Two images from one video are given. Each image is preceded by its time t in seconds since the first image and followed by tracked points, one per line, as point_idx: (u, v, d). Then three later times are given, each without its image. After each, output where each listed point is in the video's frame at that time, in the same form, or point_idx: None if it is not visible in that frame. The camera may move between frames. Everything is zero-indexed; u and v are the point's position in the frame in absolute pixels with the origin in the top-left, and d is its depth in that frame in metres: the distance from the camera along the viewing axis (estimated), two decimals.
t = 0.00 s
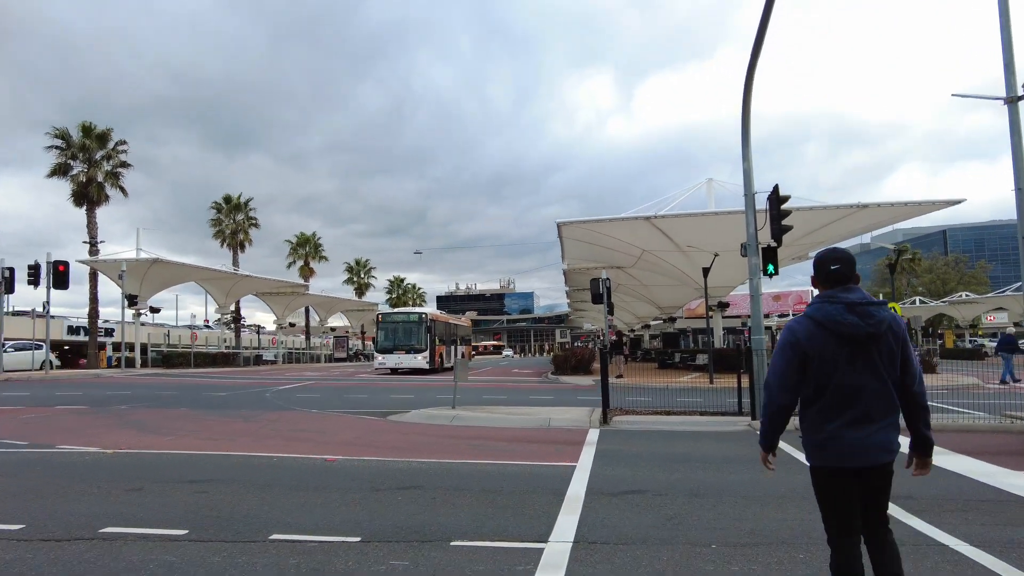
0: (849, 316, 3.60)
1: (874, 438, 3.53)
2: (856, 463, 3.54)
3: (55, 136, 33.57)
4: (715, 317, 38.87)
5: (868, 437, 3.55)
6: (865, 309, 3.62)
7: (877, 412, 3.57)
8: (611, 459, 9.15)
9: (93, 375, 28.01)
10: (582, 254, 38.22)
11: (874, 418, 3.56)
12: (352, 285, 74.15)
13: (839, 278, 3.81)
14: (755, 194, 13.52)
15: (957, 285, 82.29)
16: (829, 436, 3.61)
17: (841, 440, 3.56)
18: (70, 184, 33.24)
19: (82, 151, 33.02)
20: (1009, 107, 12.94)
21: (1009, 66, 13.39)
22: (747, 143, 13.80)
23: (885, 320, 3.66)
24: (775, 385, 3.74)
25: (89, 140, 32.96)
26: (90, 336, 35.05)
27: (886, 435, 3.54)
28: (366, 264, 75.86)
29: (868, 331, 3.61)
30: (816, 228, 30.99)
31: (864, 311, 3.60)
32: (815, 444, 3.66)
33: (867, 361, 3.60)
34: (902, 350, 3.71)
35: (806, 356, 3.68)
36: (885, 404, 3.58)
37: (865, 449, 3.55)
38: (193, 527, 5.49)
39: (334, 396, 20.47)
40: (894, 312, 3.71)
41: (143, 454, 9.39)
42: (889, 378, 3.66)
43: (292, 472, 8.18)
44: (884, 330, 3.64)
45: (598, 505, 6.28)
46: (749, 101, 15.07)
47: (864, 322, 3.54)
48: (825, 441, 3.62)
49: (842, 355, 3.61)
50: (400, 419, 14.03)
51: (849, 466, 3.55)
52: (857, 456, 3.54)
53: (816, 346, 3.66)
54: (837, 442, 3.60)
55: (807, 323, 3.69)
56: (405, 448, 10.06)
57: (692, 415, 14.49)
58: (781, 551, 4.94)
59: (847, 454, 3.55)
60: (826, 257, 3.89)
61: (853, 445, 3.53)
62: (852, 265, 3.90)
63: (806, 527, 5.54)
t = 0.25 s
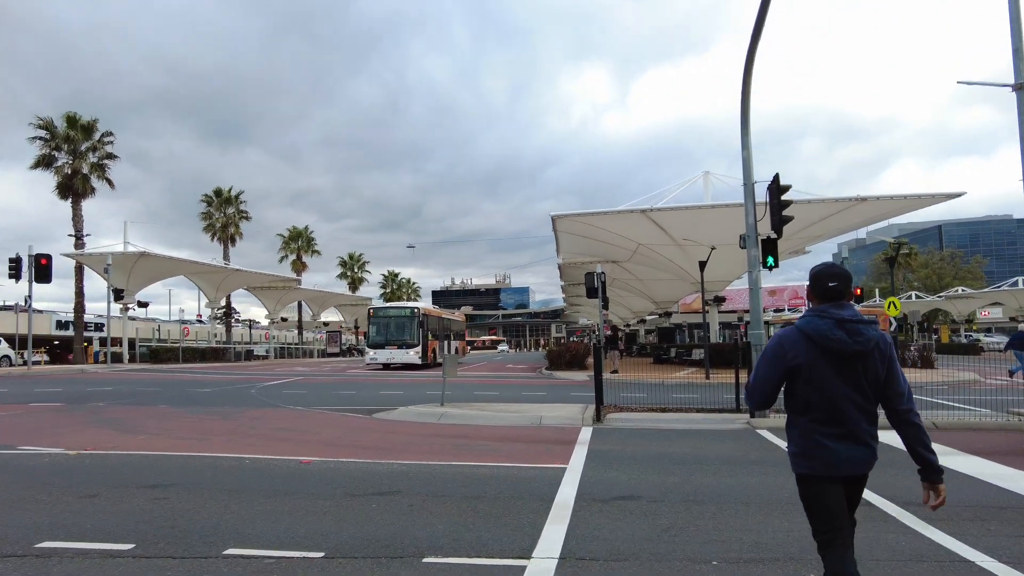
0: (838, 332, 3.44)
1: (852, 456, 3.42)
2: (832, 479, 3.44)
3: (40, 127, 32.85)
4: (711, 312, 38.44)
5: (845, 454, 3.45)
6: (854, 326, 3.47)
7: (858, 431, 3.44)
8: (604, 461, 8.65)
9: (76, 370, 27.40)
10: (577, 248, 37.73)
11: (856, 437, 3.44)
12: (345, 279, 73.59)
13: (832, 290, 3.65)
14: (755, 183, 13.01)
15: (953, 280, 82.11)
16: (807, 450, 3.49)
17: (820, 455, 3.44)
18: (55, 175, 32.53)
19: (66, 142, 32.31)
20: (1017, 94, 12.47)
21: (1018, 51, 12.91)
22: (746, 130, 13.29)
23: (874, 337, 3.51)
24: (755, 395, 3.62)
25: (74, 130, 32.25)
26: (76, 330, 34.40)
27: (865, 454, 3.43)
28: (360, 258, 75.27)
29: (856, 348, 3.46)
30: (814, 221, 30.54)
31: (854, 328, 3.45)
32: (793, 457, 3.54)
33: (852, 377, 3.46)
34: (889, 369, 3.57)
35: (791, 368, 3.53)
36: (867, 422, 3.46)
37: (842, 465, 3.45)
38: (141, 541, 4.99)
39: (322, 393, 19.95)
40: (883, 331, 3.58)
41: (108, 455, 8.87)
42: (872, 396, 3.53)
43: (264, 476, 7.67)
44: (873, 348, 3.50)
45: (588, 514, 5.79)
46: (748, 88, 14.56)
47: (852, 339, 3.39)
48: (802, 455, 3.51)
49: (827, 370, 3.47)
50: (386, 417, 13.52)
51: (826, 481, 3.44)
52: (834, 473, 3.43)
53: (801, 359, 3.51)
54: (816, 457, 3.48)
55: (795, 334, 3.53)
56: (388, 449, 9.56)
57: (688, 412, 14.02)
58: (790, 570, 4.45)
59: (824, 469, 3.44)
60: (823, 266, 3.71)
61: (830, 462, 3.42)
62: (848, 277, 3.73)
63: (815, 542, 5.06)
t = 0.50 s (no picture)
0: (836, 303, 3.69)
1: (846, 424, 3.66)
2: (827, 446, 3.67)
3: (20, 112, 32.00)
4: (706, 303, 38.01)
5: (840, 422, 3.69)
6: (853, 298, 3.72)
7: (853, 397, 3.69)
8: (598, 458, 8.16)
9: (58, 362, 26.70)
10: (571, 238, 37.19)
11: (849, 406, 3.67)
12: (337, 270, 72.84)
13: (828, 266, 3.90)
14: (756, 166, 12.47)
15: (947, 271, 81.93)
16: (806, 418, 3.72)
17: (816, 422, 3.68)
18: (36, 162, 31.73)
19: (48, 128, 31.49)
20: None
21: None
22: (747, 111, 12.76)
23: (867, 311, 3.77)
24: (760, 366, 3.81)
25: (55, 116, 31.44)
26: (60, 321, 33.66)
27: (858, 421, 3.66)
28: (352, 249, 74.51)
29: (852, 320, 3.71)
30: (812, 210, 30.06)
31: (850, 301, 3.70)
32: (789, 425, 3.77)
33: (848, 348, 3.70)
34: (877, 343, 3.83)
35: (792, 338, 3.75)
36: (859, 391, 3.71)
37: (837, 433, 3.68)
38: (82, 553, 4.47)
39: (309, 385, 19.42)
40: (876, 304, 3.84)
41: (70, 452, 8.30)
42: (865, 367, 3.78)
43: (234, 475, 7.14)
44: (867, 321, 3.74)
45: (581, 520, 5.30)
46: (749, 68, 14.02)
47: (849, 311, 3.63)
48: (799, 425, 3.74)
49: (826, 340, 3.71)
50: (372, 410, 13.01)
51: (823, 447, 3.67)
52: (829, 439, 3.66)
53: (802, 330, 3.74)
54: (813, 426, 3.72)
55: (797, 307, 3.75)
56: (370, 445, 9.05)
57: (684, 404, 13.55)
58: None
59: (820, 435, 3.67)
60: (820, 244, 3.95)
61: (828, 430, 3.64)
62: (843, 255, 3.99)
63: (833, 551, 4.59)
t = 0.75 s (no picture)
0: (823, 334, 3.52)
1: (844, 458, 3.50)
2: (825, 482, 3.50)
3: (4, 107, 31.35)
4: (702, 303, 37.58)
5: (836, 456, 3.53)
6: (838, 328, 3.56)
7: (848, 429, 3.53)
8: (594, 470, 7.67)
9: (41, 362, 26.05)
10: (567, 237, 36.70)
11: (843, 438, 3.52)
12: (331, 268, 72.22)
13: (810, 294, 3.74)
14: (758, 162, 11.99)
15: (943, 271, 81.76)
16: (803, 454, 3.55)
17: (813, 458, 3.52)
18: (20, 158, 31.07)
19: (32, 123, 30.85)
20: None
21: None
22: (749, 104, 12.26)
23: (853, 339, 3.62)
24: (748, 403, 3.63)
25: (40, 110, 30.80)
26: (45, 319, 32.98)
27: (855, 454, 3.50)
28: (345, 247, 73.91)
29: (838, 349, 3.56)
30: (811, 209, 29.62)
31: (836, 330, 3.54)
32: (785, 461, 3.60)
33: (838, 379, 3.55)
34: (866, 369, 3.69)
35: (780, 373, 3.57)
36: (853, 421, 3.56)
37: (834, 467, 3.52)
38: None
39: (297, 387, 18.88)
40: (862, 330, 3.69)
41: (28, 463, 7.76)
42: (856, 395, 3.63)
43: (200, 491, 6.62)
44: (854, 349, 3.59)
45: (575, 547, 4.79)
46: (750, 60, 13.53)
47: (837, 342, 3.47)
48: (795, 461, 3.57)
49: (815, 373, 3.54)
50: (357, 416, 12.49)
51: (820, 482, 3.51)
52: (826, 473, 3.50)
53: (792, 365, 3.55)
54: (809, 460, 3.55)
55: (783, 340, 3.58)
56: (352, 454, 8.53)
57: (682, 409, 13.08)
58: None
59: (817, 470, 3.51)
60: (799, 273, 3.80)
61: (822, 464, 3.48)
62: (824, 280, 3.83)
63: None
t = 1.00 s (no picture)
0: (813, 316, 3.92)
1: (830, 427, 3.88)
2: (813, 450, 3.88)
3: None
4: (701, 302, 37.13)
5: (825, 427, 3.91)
6: (830, 311, 3.93)
7: (834, 403, 3.91)
8: (593, 478, 7.19)
9: (26, 363, 25.46)
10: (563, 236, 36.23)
11: (831, 410, 3.89)
12: (325, 267, 71.77)
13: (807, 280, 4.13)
14: (763, 154, 11.52)
15: (940, 272, 81.57)
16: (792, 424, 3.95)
17: (802, 428, 3.90)
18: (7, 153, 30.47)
19: (19, 118, 30.28)
20: None
21: None
22: (754, 94, 11.82)
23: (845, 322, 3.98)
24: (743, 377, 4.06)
25: (27, 105, 30.22)
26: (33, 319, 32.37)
27: (840, 426, 3.88)
28: (340, 247, 73.39)
29: (829, 331, 3.93)
30: (812, 208, 29.21)
31: (828, 313, 3.91)
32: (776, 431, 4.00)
33: (828, 358, 3.92)
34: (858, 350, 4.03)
35: (775, 351, 3.98)
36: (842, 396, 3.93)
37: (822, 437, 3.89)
38: None
39: (286, 388, 18.35)
40: (855, 313, 4.05)
41: None
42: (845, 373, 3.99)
43: (167, 502, 6.13)
44: (844, 331, 3.96)
45: (573, 568, 4.33)
46: (754, 49, 13.09)
47: (826, 325, 3.85)
48: (786, 432, 3.96)
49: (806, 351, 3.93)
50: (346, 419, 11.97)
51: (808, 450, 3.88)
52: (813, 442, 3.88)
53: (784, 344, 3.95)
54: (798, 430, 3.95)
55: (778, 321, 3.99)
56: (336, 461, 8.03)
57: (684, 412, 12.59)
58: None
59: (804, 439, 3.90)
60: (798, 260, 4.18)
61: (809, 433, 3.87)
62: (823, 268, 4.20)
63: None
